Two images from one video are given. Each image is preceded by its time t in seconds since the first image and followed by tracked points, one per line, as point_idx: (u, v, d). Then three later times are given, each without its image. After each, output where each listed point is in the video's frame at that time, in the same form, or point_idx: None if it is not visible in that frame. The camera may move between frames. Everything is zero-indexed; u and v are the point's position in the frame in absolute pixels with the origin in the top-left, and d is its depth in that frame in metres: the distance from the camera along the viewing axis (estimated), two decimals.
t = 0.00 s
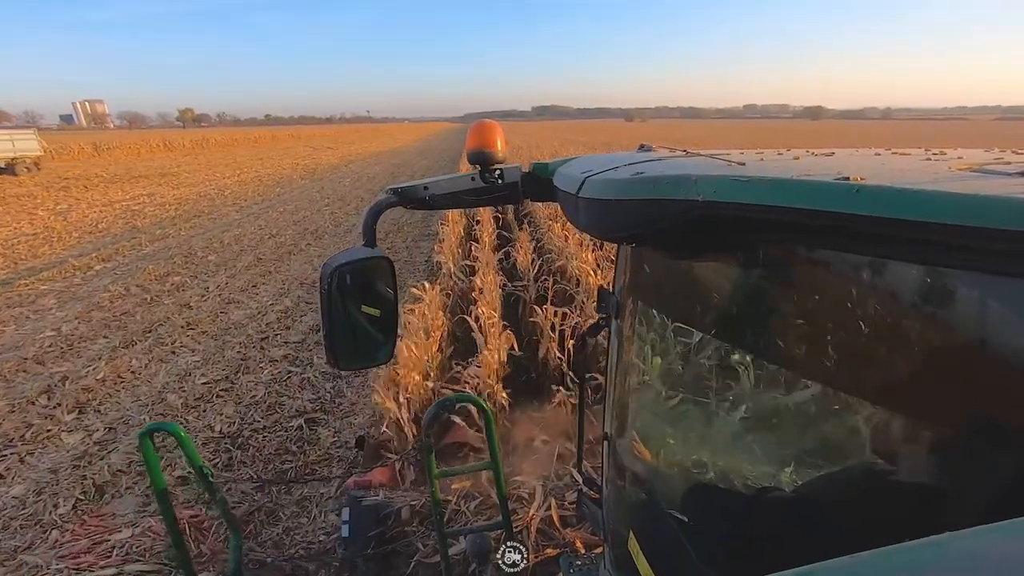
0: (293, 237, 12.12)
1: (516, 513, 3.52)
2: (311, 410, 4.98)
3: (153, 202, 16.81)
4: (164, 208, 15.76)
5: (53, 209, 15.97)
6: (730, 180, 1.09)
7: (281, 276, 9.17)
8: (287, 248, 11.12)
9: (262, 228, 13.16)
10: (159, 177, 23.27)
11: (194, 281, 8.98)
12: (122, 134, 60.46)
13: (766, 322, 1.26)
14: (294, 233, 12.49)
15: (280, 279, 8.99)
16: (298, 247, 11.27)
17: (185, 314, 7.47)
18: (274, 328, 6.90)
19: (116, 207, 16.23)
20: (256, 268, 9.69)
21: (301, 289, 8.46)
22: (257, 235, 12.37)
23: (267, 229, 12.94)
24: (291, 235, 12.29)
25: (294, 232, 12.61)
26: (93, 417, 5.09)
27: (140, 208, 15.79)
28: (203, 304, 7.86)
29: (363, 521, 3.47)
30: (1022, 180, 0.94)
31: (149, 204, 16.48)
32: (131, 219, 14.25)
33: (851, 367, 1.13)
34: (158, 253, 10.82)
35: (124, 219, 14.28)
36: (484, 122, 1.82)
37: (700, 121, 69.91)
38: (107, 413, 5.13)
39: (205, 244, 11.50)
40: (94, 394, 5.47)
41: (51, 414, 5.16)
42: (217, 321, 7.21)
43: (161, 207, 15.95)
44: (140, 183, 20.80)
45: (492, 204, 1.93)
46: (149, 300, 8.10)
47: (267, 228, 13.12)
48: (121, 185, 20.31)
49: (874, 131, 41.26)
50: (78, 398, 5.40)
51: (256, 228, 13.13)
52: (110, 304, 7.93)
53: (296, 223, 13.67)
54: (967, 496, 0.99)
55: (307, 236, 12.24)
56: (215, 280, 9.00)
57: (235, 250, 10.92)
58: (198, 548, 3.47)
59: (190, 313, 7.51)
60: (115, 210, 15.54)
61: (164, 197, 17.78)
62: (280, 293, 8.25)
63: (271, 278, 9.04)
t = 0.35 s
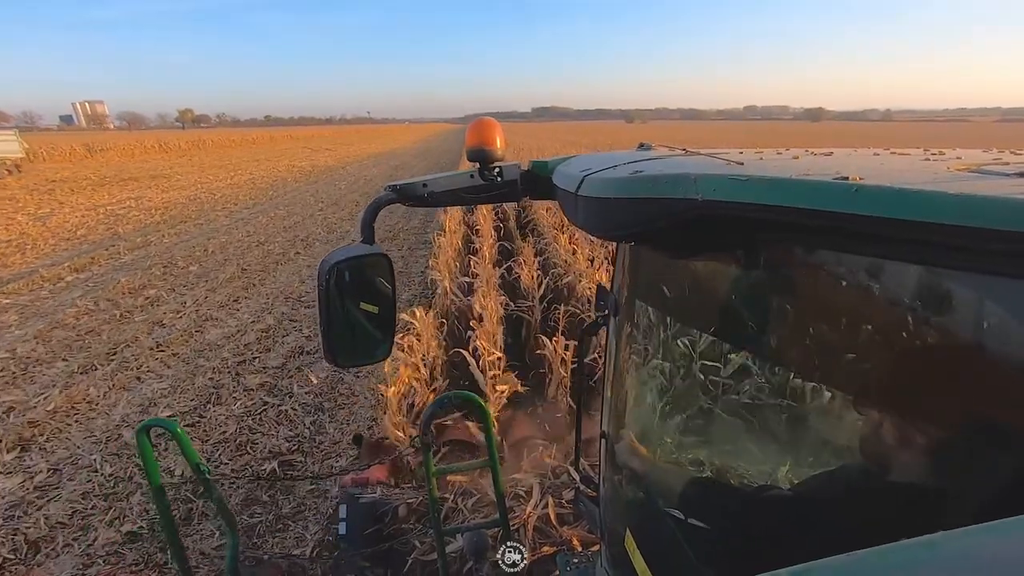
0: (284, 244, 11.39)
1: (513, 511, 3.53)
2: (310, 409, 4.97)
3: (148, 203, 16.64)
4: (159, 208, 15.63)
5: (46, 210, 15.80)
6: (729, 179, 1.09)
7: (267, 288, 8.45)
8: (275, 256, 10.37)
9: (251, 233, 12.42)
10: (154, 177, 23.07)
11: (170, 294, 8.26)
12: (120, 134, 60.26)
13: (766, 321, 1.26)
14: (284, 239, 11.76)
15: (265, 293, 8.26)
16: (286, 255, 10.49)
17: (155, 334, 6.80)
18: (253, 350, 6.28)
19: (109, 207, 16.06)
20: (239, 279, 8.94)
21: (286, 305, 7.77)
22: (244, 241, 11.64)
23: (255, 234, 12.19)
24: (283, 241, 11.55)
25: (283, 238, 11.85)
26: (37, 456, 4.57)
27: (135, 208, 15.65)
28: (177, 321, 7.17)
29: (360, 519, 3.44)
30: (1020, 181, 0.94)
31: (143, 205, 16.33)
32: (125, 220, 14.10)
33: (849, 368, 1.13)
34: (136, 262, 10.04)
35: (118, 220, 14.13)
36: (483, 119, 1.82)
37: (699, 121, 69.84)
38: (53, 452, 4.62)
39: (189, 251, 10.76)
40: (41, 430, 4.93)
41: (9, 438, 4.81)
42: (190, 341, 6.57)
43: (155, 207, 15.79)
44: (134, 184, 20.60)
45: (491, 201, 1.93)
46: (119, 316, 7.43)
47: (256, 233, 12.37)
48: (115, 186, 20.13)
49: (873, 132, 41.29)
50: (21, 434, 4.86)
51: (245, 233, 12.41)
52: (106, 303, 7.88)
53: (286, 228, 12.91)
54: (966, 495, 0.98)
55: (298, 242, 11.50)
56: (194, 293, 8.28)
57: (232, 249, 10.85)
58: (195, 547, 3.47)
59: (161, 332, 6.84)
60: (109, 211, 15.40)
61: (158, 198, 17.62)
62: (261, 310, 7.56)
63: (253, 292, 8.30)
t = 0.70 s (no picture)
0: (273, 251, 10.54)
1: (513, 513, 3.52)
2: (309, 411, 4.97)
3: (141, 202, 16.44)
4: (153, 207, 15.44)
5: (36, 209, 15.55)
6: (729, 181, 1.09)
7: (247, 304, 7.68)
8: (260, 266, 9.53)
9: (238, 239, 11.62)
10: (148, 177, 22.80)
11: (140, 311, 7.48)
12: (118, 136, 60.08)
13: (767, 323, 1.25)
14: (273, 246, 10.93)
15: (245, 310, 7.49)
16: (272, 266, 9.63)
17: (116, 359, 6.09)
18: (225, 381, 5.57)
19: (101, 207, 15.84)
20: (218, 294, 8.14)
21: (266, 322, 7.03)
22: (229, 248, 10.85)
23: (241, 241, 11.32)
24: (273, 248, 10.72)
25: (270, 245, 10.99)
26: None
27: (128, 208, 15.47)
28: (144, 343, 6.45)
29: (360, 521, 3.45)
30: (1021, 183, 0.94)
31: (136, 204, 16.12)
32: (118, 219, 13.91)
33: (850, 370, 1.13)
34: (109, 274, 9.22)
35: (111, 219, 13.96)
36: (484, 121, 1.81)
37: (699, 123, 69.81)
38: None
39: (168, 260, 9.93)
40: None
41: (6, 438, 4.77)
42: (155, 368, 5.88)
43: (148, 207, 15.58)
44: (129, 184, 20.42)
45: (491, 203, 1.93)
46: (80, 337, 6.71)
47: (243, 240, 11.52)
48: (108, 187, 19.87)
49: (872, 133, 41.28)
50: None
51: (231, 239, 11.58)
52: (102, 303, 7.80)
53: (277, 233, 12.08)
54: (967, 496, 0.98)
55: (287, 250, 10.62)
56: (166, 310, 7.50)
57: (228, 249, 10.75)
58: (194, 548, 3.46)
59: (124, 356, 6.14)
60: (101, 211, 15.20)
61: (152, 197, 17.40)
62: (236, 330, 6.82)
63: (230, 309, 7.52)
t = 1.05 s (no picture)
0: (259, 260, 9.82)
1: (515, 514, 3.53)
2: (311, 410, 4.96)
3: (134, 203, 16.20)
4: (146, 208, 15.23)
5: (26, 210, 15.27)
6: (730, 181, 1.09)
7: (225, 321, 7.01)
8: (243, 277, 8.83)
9: (223, 246, 10.90)
10: (139, 179, 22.44)
11: (106, 329, 6.82)
12: (115, 137, 59.95)
13: (769, 322, 1.25)
14: (258, 255, 10.20)
15: (222, 328, 6.82)
16: (257, 276, 8.94)
17: (70, 389, 5.44)
18: (192, 414, 4.96)
19: (92, 207, 15.57)
20: (194, 309, 7.43)
21: (245, 342, 6.40)
22: (212, 256, 10.16)
23: (226, 249, 10.63)
24: (259, 257, 10.00)
25: (257, 254, 10.27)
26: None
27: (121, 209, 15.25)
28: (106, 369, 5.81)
29: (361, 521, 3.49)
30: (1021, 181, 0.94)
31: (129, 205, 15.88)
32: (109, 220, 13.67)
33: (853, 368, 1.13)
34: (78, 287, 8.49)
35: (104, 220, 13.73)
36: (484, 121, 1.81)
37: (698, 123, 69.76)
38: None
39: (145, 271, 9.20)
40: None
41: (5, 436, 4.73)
42: (114, 399, 5.25)
43: (142, 208, 15.35)
44: (125, 185, 20.30)
45: (492, 204, 1.93)
46: (35, 361, 6.04)
47: (228, 247, 10.83)
48: (100, 189, 19.57)
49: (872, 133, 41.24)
50: None
51: (216, 246, 10.89)
52: (95, 304, 7.70)
53: (266, 239, 11.44)
54: (968, 495, 0.99)
55: (274, 259, 9.88)
56: (135, 328, 6.82)
57: (224, 249, 10.66)
58: (198, 549, 3.47)
59: (81, 385, 5.51)
60: (93, 211, 14.95)
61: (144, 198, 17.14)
62: (212, 351, 6.19)
63: (206, 327, 6.86)
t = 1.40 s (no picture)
0: (242, 273, 9.19)
1: (514, 513, 3.53)
2: (308, 409, 4.96)
3: (128, 205, 16.03)
4: (142, 211, 15.09)
5: (18, 213, 15.07)
6: (729, 180, 1.10)
7: (201, 342, 6.45)
8: (225, 292, 8.23)
9: (207, 255, 10.35)
10: (132, 182, 22.15)
11: (68, 351, 6.30)
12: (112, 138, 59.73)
13: (771, 321, 1.25)
14: (242, 267, 9.57)
15: (197, 349, 6.29)
16: (240, 290, 8.38)
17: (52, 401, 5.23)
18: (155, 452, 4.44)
19: (85, 210, 15.38)
20: (167, 330, 6.85)
21: (222, 366, 5.87)
22: (195, 267, 9.60)
23: (210, 258, 10.11)
24: (243, 270, 9.40)
25: (241, 265, 9.68)
26: None
27: (115, 211, 15.07)
28: (61, 399, 5.29)
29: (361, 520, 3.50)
30: (1021, 181, 0.94)
31: (123, 207, 15.70)
32: (102, 223, 13.49)
33: (853, 369, 1.13)
34: (45, 302, 7.89)
35: (97, 222, 13.56)
36: (484, 121, 1.81)
37: (698, 124, 69.73)
38: None
39: (119, 284, 8.62)
40: None
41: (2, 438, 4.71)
42: (67, 434, 4.75)
43: (136, 210, 15.17)
44: (119, 186, 20.14)
45: (492, 204, 1.93)
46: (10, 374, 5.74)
47: (214, 256, 10.33)
48: (93, 191, 19.41)
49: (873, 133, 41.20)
50: None
51: (201, 255, 10.36)
52: (91, 307, 7.63)
53: (253, 248, 10.89)
54: (968, 495, 0.98)
55: (259, 272, 9.26)
56: (101, 351, 6.29)
57: (221, 251, 10.58)
58: (196, 548, 3.47)
59: (32, 417, 5.00)
60: (86, 214, 14.75)
61: (138, 201, 16.95)
62: (185, 376, 5.66)
63: (178, 350, 6.27)
